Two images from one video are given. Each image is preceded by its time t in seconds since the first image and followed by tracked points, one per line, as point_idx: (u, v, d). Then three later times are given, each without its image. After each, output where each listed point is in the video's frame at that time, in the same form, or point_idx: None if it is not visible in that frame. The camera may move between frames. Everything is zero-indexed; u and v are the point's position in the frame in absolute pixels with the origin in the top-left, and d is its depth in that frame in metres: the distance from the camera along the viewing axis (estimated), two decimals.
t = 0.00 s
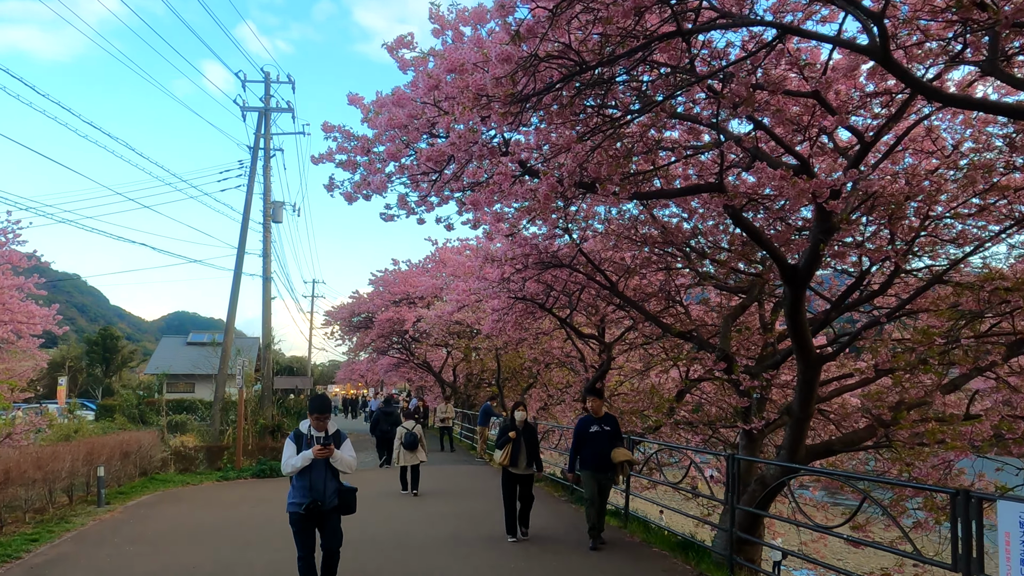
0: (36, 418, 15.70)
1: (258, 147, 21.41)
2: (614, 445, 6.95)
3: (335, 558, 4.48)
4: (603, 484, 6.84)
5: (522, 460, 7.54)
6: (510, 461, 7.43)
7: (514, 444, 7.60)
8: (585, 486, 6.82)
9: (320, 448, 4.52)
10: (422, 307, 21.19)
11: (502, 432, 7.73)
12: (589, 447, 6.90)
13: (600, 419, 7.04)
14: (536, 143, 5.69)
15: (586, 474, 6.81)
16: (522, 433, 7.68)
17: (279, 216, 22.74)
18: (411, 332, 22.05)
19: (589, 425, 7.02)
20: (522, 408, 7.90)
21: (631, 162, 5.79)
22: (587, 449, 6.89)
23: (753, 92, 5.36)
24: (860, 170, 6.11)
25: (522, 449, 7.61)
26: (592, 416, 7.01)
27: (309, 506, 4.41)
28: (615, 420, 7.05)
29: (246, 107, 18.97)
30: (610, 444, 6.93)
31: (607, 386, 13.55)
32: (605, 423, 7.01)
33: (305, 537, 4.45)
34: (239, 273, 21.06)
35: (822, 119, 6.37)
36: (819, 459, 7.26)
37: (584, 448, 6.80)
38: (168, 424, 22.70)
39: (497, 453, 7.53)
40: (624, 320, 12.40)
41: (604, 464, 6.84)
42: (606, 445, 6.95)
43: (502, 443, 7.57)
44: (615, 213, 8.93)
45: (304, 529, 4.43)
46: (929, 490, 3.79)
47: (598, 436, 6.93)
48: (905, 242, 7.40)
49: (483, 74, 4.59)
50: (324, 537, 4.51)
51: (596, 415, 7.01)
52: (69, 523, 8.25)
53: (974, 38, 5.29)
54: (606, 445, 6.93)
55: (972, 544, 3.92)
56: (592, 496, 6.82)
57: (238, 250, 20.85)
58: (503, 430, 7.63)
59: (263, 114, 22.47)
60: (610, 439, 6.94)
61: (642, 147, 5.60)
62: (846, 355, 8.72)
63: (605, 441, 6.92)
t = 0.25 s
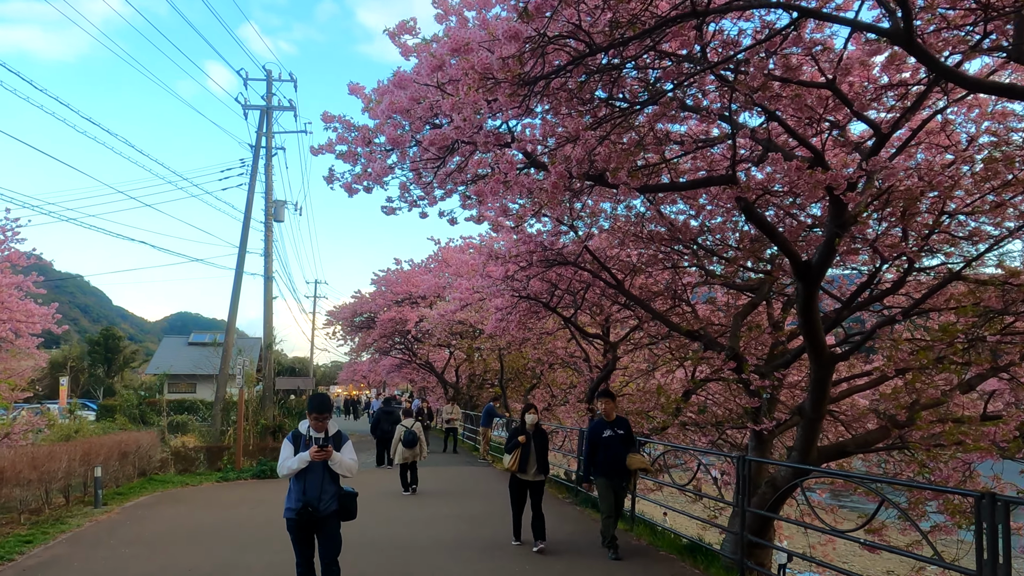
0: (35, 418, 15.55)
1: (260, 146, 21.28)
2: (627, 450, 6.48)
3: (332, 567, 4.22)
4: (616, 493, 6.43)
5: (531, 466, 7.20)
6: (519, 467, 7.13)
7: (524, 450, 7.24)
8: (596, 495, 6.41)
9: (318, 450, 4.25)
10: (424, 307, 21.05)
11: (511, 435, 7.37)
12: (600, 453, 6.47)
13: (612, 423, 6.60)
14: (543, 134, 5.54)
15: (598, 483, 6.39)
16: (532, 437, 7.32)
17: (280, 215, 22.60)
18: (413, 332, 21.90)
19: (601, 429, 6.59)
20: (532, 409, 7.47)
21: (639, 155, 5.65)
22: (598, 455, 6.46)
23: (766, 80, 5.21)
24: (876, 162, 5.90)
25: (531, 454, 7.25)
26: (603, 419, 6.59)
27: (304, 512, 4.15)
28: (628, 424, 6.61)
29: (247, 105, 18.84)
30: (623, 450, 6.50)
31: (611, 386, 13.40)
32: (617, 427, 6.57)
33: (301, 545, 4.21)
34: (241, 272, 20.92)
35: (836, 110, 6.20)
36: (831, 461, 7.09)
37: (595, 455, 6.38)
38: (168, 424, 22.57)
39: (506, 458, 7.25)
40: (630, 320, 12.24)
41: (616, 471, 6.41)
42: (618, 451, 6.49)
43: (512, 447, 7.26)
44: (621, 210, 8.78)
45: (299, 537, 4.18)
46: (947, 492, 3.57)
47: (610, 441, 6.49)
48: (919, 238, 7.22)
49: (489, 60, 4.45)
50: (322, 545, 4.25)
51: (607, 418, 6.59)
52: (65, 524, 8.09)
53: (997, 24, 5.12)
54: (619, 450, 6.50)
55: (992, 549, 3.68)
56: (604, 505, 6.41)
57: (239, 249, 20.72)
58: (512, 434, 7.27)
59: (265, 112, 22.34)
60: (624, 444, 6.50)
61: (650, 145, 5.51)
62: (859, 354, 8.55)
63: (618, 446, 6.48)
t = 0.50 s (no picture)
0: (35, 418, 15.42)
1: (262, 144, 21.14)
2: (645, 451, 6.02)
3: None
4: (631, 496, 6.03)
5: (544, 469, 6.94)
6: (532, 469, 6.88)
7: (537, 452, 7.01)
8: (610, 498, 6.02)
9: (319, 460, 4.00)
10: (428, 306, 20.90)
11: (526, 437, 7.16)
12: (614, 454, 6.04)
13: (627, 421, 6.15)
14: (551, 125, 5.37)
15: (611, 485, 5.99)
16: (546, 439, 7.13)
17: (283, 214, 22.47)
18: (416, 331, 21.74)
19: (615, 429, 6.13)
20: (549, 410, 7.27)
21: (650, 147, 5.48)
22: (612, 456, 6.03)
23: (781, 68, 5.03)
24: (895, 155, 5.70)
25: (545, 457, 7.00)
26: (617, 418, 6.15)
27: (301, 523, 3.90)
28: (643, 422, 6.16)
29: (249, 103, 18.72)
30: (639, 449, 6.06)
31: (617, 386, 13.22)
32: (632, 426, 6.12)
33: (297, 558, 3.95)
34: (243, 271, 20.78)
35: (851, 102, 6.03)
36: (846, 464, 6.89)
37: (608, 456, 5.97)
38: (171, 424, 22.46)
39: (519, 461, 7.02)
40: (635, 319, 12.07)
41: (631, 472, 6.00)
42: (635, 451, 6.03)
43: (524, 449, 7.04)
44: (628, 207, 8.62)
45: (295, 549, 3.92)
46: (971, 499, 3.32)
47: (624, 441, 6.05)
48: (936, 233, 7.03)
49: (498, 42, 4.29)
50: (320, 560, 3.98)
51: (621, 417, 6.15)
52: (61, 527, 7.93)
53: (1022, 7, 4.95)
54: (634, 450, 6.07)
55: (1018, 560, 3.40)
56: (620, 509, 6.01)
57: (241, 248, 20.58)
58: (526, 435, 7.07)
59: (267, 110, 22.20)
60: (639, 444, 6.06)
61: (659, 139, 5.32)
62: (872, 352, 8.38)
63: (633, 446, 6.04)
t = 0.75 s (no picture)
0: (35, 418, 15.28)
1: (265, 142, 21.01)
2: (667, 459, 5.53)
3: None
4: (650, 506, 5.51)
5: (561, 474, 6.39)
6: (547, 474, 6.32)
7: (554, 456, 6.43)
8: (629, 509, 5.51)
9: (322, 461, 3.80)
10: (431, 306, 20.76)
11: (541, 439, 6.59)
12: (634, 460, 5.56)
13: (649, 427, 5.69)
14: (560, 115, 5.22)
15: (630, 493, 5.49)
16: (563, 442, 6.50)
17: (285, 213, 22.33)
18: (420, 331, 21.57)
19: (636, 435, 5.67)
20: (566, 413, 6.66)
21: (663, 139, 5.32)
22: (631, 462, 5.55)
23: (800, 53, 4.83)
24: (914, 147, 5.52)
25: (562, 461, 6.45)
26: (639, 423, 5.69)
27: (301, 526, 3.70)
28: (667, 428, 5.68)
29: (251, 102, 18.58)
30: (660, 457, 5.57)
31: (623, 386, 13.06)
32: (654, 431, 5.65)
33: (297, 566, 3.71)
34: (245, 270, 20.66)
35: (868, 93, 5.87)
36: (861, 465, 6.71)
37: (626, 463, 5.50)
38: (174, 424, 22.33)
39: (534, 464, 6.45)
40: (642, 318, 11.88)
41: (651, 480, 5.50)
42: (657, 458, 5.55)
43: (540, 453, 6.46)
44: (636, 203, 8.43)
45: (295, 554, 3.72)
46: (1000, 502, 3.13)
47: (645, 447, 5.58)
48: (955, 228, 6.84)
49: (507, 23, 4.14)
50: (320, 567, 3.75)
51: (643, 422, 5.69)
52: (59, 529, 7.78)
53: None
54: (655, 457, 5.58)
55: None
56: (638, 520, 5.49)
57: (244, 247, 20.46)
58: (542, 437, 6.48)
59: (269, 109, 22.07)
60: (661, 451, 5.58)
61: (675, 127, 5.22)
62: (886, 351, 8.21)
63: (654, 453, 5.55)
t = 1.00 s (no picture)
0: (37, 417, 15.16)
1: (268, 141, 20.88)
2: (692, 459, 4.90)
3: None
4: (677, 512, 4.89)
5: (582, 480, 5.90)
6: (567, 479, 5.81)
7: (573, 459, 5.95)
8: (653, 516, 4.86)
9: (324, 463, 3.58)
10: (435, 305, 20.62)
11: (556, 442, 6.10)
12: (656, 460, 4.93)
13: (674, 424, 5.05)
14: (570, 106, 5.06)
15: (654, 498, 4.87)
16: (580, 445, 6.05)
17: (289, 212, 22.20)
18: (423, 331, 21.41)
19: (658, 433, 5.05)
20: (582, 413, 6.20)
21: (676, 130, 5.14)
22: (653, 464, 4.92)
23: (820, 39, 4.67)
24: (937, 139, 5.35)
25: (582, 465, 5.97)
26: (662, 420, 5.06)
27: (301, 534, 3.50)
28: (693, 425, 5.03)
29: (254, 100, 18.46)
30: (686, 456, 4.93)
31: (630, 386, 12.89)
32: (679, 429, 5.02)
33: (297, 573, 3.54)
34: (248, 269, 20.53)
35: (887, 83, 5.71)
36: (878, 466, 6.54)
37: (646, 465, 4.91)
38: (176, 424, 22.20)
39: (551, 470, 5.95)
40: (649, 316, 11.71)
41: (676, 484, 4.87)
42: (681, 459, 4.93)
43: (557, 457, 5.97)
44: (645, 198, 8.27)
45: (296, 562, 3.53)
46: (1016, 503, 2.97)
47: (668, 446, 4.96)
48: (974, 223, 6.67)
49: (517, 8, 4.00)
50: None
51: (667, 419, 5.06)
52: (57, 530, 7.64)
53: None
54: (680, 458, 4.94)
55: None
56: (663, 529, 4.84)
57: (247, 246, 20.33)
58: (558, 439, 6.00)
59: (273, 107, 21.94)
60: (687, 451, 4.95)
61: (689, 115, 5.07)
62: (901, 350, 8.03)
63: (679, 452, 4.92)
